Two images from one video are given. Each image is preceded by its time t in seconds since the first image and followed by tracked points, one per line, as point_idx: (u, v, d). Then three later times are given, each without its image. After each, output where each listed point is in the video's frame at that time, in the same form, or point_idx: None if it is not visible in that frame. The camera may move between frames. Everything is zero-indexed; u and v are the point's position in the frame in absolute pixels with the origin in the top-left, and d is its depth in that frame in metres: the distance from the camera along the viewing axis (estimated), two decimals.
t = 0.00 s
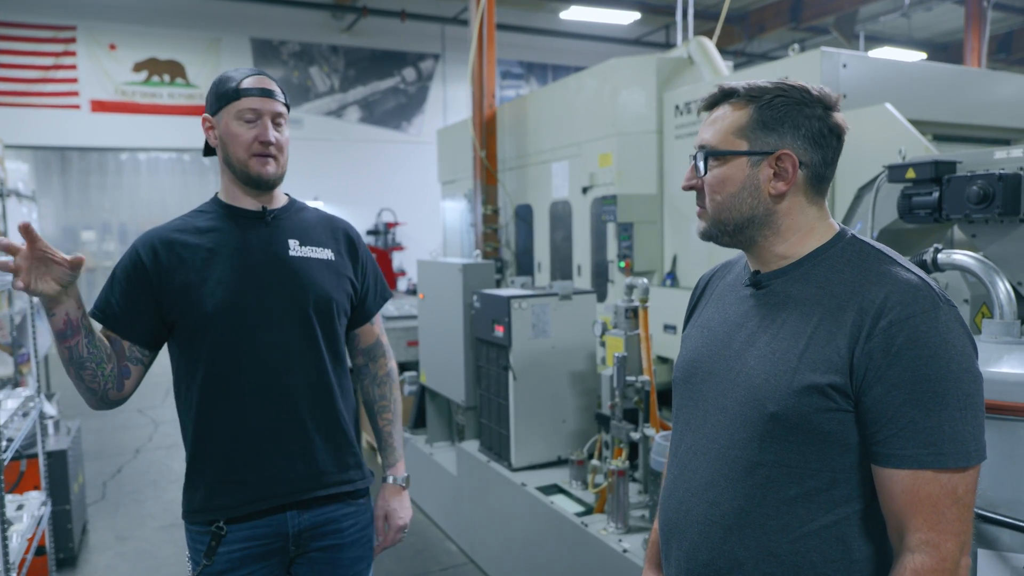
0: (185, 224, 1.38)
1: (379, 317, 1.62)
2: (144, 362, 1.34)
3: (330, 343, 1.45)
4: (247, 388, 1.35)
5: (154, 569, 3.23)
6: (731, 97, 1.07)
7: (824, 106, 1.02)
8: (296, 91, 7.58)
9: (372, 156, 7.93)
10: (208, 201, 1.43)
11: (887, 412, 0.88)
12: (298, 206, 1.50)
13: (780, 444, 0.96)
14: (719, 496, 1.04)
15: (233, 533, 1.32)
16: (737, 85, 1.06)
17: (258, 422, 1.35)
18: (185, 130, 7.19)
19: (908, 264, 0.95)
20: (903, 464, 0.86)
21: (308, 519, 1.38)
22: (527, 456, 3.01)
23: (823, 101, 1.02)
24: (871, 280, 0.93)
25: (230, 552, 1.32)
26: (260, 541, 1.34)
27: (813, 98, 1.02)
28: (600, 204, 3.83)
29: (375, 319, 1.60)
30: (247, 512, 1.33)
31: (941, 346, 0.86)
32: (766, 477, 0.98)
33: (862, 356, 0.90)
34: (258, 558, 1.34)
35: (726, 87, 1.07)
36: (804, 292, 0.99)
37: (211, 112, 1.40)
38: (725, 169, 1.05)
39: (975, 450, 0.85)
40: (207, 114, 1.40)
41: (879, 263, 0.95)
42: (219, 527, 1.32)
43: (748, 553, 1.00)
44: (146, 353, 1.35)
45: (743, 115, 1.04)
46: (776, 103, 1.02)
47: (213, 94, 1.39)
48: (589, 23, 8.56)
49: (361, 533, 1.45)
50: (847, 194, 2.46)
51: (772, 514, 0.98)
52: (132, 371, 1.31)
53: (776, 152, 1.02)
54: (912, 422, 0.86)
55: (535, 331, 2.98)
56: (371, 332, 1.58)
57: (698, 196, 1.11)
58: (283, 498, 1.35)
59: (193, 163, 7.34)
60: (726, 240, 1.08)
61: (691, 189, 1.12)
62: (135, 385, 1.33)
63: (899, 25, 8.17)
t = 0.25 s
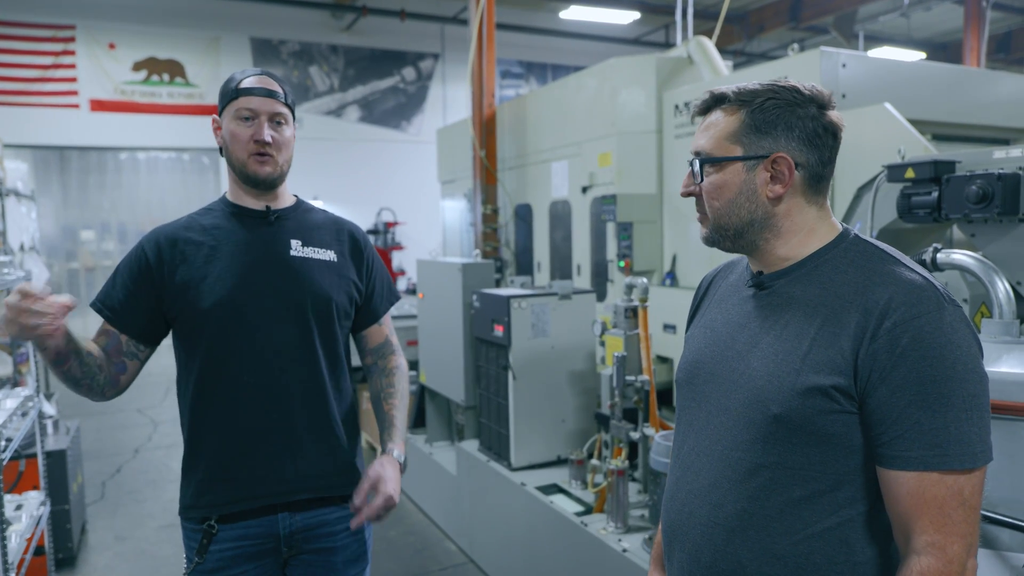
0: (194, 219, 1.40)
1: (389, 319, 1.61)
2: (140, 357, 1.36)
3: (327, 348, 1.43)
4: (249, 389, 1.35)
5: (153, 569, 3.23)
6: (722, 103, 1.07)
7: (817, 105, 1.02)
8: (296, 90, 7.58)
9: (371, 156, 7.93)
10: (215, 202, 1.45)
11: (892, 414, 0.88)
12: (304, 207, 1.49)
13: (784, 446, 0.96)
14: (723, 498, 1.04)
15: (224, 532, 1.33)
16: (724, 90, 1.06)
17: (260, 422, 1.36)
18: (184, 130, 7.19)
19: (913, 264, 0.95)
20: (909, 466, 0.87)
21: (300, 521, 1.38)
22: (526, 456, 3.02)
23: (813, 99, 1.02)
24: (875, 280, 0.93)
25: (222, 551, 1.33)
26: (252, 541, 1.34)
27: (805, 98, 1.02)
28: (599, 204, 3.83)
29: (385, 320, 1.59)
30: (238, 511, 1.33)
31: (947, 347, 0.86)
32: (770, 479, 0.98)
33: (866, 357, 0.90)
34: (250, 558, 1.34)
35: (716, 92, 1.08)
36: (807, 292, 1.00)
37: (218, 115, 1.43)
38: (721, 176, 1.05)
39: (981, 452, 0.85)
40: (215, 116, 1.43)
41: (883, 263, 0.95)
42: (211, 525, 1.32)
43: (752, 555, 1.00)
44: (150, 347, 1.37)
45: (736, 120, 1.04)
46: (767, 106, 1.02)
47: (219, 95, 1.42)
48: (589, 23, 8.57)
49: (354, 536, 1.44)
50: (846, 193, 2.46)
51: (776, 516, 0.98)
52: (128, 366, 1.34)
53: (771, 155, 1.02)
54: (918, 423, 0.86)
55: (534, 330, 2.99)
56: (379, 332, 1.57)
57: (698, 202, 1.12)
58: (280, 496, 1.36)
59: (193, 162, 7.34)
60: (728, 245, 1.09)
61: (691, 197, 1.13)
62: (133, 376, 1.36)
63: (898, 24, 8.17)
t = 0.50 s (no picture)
0: (196, 219, 1.41)
1: (394, 313, 1.58)
2: (150, 354, 1.39)
3: (325, 350, 1.42)
4: (245, 388, 1.35)
5: (153, 568, 3.22)
6: (728, 96, 1.07)
7: (823, 106, 1.02)
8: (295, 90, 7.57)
9: (370, 155, 7.92)
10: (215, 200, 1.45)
11: (889, 412, 0.88)
12: (307, 207, 1.49)
13: (783, 447, 0.96)
14: (723, 500, 1.04)
15: (221, 529, 1.33)
16: (733, 85, 1.05)
17: (257, 421, 1.36)
18: (183, 129, 7.19)
19: (910, 262, 0.95)
20: (907, 465, 0.87)
21: (297, 520, 1.37)
22: (525, 455, 3.02)
23: (821, 101, 1.02)
24: (872, 279, 0.93)
25: (218, 548, 1.33)
26: (248, 539, 1.34)
27: (811, 99, 1.01)
28: (599, 203, 3.83)
29: (390, 315, 1.56)
30: (232, 509, 1.33)
31: (944, 345, 0.86)
32: (769, 480, 0.98)
33: (863, 357, 0.90)
34: (246, 556, 1.35)
35: (722, 86, 1.07)
36: (805, 292, 0.99)
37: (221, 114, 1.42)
38: (721, 170, 1.05)
39: (978, 450, 0.85)
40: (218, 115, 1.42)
41: (879, 262, 0.95)
42: (207, 522, 1.32)
43: (753, 556, 1.00)
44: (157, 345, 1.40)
45: (739, 116, 1.04)
46: (772, 103, 1.02)
47: (222, 94, 1.41)
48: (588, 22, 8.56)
49: (352, 537, 1.43)
50: (846, 193, 2.46)
51: (775, 516, 0.98)
52: (139, 363, 1.37)
53: (772, 153, 1.02)
54: (915, 422, 0.86)
55: (533, 330, 2.98)
56: (384, 326, 1.54)
57: (696, 195, 1.12)
58: (276, 495, 1.35)
59: (192, 162, 7.34)
60: (721, 240, 1.09)
61: (689, 189, 1.13)
62: (143, 375, 1.39)
63: (897, 24, 8.16)
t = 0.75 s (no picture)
0: (195, 218, 1.41)
1: (395, 306, 1.54)
2: (154, 353, 1.40)
3: (323, 351, 1.42)
4: (241, 387, 1.35)
5: (152, 568, 3.22)
6: (722, 97, 1.07)
7: (816, 103, 1.01)
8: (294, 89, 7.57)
9: (370, 155, 7.92)
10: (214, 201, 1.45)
11: (887, 410, 0.87)
12: (306, 206, 1.48)
13: (780, 446, 0.96)
14: (720, 499, 1.03)
15: (215, 526, 1.33)
16: (725, 85, 1.05)
17: (254, 420, 1.35)
18: (183, 129, 7.18)
19: (909, 260, 0.95)
20: (905, 463, 0.86)
21: (290, 519, 1.36)
22: (524, 455, 3.01)
23: (814, 97, 1.01)
24: (870, 276, 0.93)
25: (212, 545, 1.33)
26: (242, 536, 1.34)
27: (805, 97, 1.01)
28: (598, 203, 3.83)
29: (391, 308, 1.53)
30: (226, 506, 1.33)
31: (941, 343, 0.85)
32: (766, 479, 0.98)
33: (860, 354, 0.90)
34: (241, 553, 1.34)
35: (716, 86, 1.07)
36: (803, 290, 0.99)
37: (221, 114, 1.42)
38: (717, 170, 1.05)
39: (977, 448, 0.85)
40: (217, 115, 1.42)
41: (877, 259, 0.95)
42: (201, 519, 1.32)
43: (751, 556, 1.00)
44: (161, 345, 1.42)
45: (734, 116, 1.04)
46: (767, 101, 1.02)
47: (222, 95, 1.41)
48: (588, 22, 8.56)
49: (347, 537, 1.41)
50: (845, 192, 2.46)
51: (773, 515, 0.98)
52: (142, 362, 1.38)
53: (768, 151, 1.02)
54: (913, 420, 0.86)
55: (532, 330, 2.98)
56: (384, 319, 1.51)
57: (693, 196, 1.12)
58: (271, 493, 1.35)
59: (191, 162, 7.34)
60: (719, 240, 1.09)
61: (686, 190, 1.13)
62: (148, 373, 1.40)
63: (897, 23, 8.17)
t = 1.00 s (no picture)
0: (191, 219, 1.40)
1: (394, 305, 1.52)
2: (152, 351, 1.40)
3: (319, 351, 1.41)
4: (238, 386, 1.35)
5: (151, 568, 3.21)
6: (724, 94, 1.06)
7: (818, 103, 1.01)
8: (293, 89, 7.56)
9: (369, 155, 7.92)
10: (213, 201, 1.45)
11: (882, 407, 0.87)
12: (305, 204, 1.47)
13: (776, 443, 0.96)
14: (717, 497, 1.03)
15: (210, 523, 1.33)
16: (725, 82, 1.06)
17: (249, 420, 1.35)
18: (182, 130, 7.18)
19: (906, 258, 0.94)
20: (899, 460, 0.86)
21: (285, 517, 1.35)
22: (523, 454, 3.01)
23: (816, 98, 1.01)
24: (866, 273, 0.93)
25: (206, 543, 1.33)
26: (237, 534, 1.33)
27: (807, 96, 1.01)
28: (597, 203, 3.83)
29: (389, 306, 1.50)
30: (220, 504, 1.33)
31: (936, 340, 0.85)
32: (762, 476, 0.97)
33: (856, 351, 0.90)
34: (235, 551, 1.34)
35: (719, 83, 1.07)
36: (800, 288, 0.99)
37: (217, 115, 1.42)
38: (717, 167, 1.05)
39: (972, 446, 0.84)
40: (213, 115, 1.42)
41: (874, 257, 0.95)
42: (196, 516, 1.33)
43: (746, 553, 1.00)
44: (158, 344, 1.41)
45: (734, 113, 1.04)
46: (767, 99, 1.01)
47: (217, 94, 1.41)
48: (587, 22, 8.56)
49: (343, 536, 1.40)
50: (845, 191, 2.46)
51: (769, 513, 0.97)
52: (140, 360, 1.38)
53: (768, 149, 1.01)
54: (907, 417, 0.86)
55: (531, 330, 2.98)
56: (382, 317, 1.48)
57: (692, 192, 1.12)
58: (265, 491, 1.34)
59: (190, 162, 7.35)
60: (716, 236, 1.08)
61: (685, 186, 1.13)
62: (147, 371, 1.40)
63: (897, 23, 8.17)
